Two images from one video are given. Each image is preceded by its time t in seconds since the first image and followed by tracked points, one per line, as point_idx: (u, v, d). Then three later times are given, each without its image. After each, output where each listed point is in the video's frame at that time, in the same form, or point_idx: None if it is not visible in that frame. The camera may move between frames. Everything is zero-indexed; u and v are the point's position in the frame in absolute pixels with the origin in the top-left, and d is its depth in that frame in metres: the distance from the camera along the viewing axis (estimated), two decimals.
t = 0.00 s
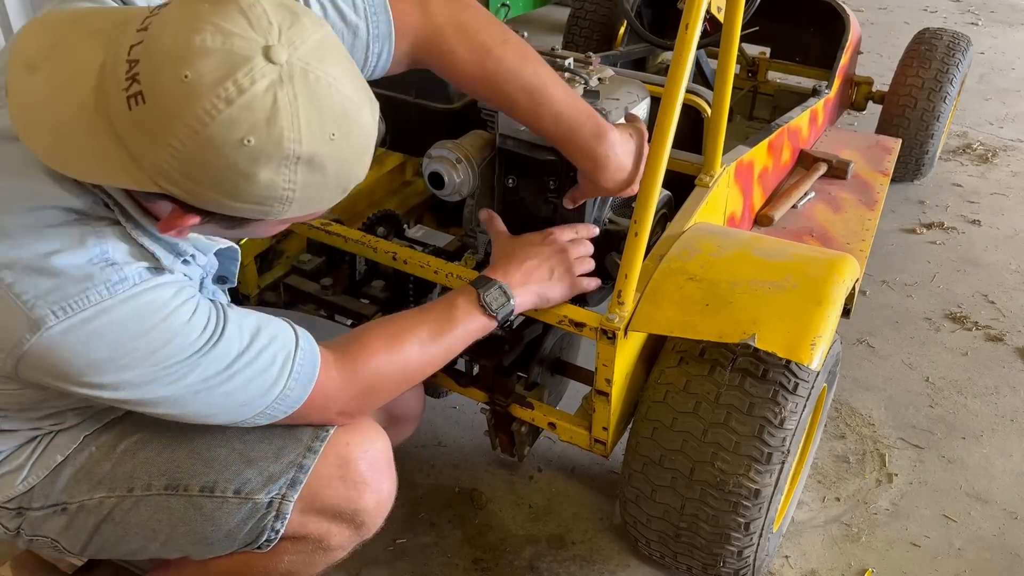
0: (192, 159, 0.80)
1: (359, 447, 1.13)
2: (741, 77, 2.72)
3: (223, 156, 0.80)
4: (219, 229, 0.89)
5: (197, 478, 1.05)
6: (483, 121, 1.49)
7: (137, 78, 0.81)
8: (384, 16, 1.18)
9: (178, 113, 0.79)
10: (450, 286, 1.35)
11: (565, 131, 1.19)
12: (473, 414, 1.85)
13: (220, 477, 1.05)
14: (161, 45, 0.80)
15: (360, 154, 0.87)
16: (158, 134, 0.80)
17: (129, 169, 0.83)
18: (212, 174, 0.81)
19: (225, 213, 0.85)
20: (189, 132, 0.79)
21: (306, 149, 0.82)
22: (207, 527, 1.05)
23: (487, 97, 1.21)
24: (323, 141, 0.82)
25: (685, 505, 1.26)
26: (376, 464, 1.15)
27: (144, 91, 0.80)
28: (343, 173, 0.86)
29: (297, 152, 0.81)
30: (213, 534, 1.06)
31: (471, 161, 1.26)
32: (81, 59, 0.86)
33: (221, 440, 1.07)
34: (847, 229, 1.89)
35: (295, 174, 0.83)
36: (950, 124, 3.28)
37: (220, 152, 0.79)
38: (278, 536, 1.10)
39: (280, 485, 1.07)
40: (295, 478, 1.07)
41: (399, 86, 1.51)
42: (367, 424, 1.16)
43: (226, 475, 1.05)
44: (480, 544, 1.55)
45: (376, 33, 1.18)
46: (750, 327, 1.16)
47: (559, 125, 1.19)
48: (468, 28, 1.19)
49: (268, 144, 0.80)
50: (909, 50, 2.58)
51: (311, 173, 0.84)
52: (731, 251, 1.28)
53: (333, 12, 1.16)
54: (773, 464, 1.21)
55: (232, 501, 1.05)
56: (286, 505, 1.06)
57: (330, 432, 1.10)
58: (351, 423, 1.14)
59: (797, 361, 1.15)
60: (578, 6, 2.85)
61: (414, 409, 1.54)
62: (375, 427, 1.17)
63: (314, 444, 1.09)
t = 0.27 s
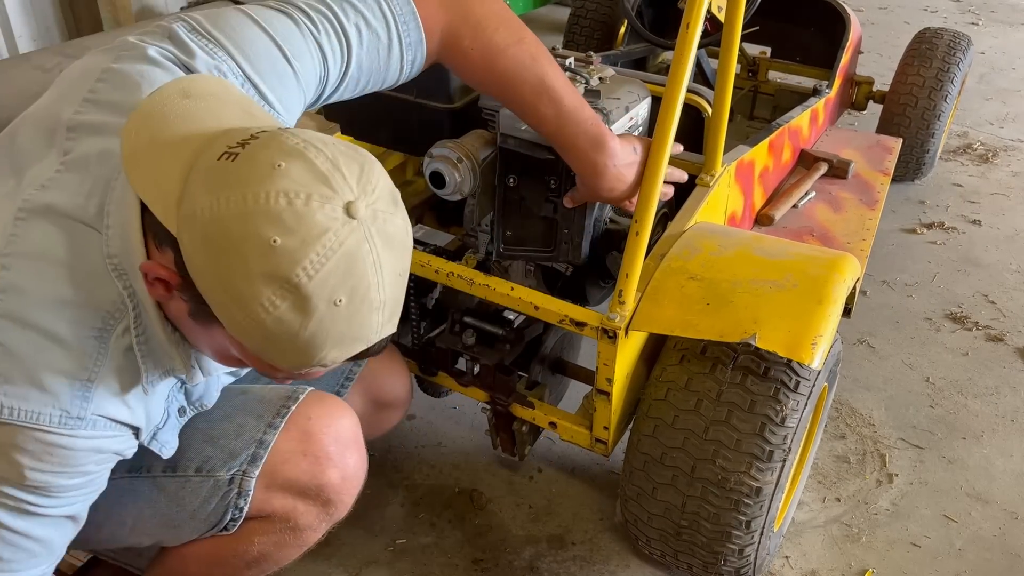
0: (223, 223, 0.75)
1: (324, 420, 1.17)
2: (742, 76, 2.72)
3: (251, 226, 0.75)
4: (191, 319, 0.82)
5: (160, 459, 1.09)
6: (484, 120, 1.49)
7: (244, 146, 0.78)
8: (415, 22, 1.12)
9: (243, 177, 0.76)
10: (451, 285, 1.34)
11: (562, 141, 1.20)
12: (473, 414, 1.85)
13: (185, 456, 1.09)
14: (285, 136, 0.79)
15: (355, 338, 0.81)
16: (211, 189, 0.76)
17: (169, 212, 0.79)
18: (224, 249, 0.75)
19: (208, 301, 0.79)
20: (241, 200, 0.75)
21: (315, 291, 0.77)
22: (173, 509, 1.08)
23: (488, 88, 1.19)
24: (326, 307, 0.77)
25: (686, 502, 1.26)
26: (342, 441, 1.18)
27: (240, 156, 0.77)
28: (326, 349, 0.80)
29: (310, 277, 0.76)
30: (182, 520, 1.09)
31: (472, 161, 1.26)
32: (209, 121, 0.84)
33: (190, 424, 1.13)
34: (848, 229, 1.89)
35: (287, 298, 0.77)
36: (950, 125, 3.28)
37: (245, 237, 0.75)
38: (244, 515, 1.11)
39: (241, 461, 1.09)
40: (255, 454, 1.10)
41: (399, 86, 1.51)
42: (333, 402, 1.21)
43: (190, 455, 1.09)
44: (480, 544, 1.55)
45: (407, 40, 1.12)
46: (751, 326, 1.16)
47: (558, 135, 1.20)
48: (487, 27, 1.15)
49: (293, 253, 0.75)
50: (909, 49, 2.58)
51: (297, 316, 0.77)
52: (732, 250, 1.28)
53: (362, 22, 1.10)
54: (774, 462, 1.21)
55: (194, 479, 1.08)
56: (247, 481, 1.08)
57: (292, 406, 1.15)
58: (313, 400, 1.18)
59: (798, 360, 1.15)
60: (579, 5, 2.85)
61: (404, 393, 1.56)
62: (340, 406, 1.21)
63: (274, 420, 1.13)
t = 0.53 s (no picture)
0: (263, 239, 0.75)
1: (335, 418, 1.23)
2: (742, 76, 2.72)
3: (292, 241, 0.75)
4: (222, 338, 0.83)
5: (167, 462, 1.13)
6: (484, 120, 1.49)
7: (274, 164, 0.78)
8: (417, 28, 1.12)
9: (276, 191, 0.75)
10: (451, 285, 1.34)
11: (566, 139, 1.19)
12: (472, 414, 1.84)
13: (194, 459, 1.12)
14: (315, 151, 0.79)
15: (391, 349, 0.81)
16: (246, 208, 0.76)
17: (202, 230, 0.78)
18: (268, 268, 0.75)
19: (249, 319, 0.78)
20: (278, 219, 0.75)
21: (356, 305, 0.77)
22: (178, 510, 1.12)
23: (490, 93, 1.19)
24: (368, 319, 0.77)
25: (686, 503, 1.26)
26: (347, 437, 1.23)
27: (271, 174, 0.77)
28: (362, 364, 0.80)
29: (352, 291, 0.76)
30: (186, 519, 1.12)
31: (471, 161, 1.26)
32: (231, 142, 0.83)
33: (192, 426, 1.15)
34: (848, 229, 1.89)
35: (328, 316, 0.77)
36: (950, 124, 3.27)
37: (283, 255, 0.75)
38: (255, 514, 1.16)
39: (247, 460, 1.13)
40: (261, 453, 1.14)
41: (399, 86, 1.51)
42: (339, 400, 1.26)
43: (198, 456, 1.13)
44: (480, 544, 1.54)
45: (410, 46, 1.12)
46: (751, 327, 1.16)
47: (564, 133, 1.19)
48: (487, 30, 1.16)
49: (336, 270, 0.75)
50: (911, 49, 2.58)
51: (337, 328, 0.77)
52: (732, 250, 1.28)
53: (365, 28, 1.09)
54: (774, 463, 1.20)
55: (202, 480, 1.11)
56: (254, 480, 1.12)
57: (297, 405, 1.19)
58: (320, 400, 1.24)
59: (798, 361, 1.15)
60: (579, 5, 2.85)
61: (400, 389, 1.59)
62: (345, 401, 1.26)
63: (280, 417, 1.16)
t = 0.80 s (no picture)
0: (275, 70, 0.78)
1: (381, 470, 1.13)
2: (742, 76, 2.72)
3: (298, 61, 0.78)
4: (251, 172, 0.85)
5: (221, 505, 1.04)
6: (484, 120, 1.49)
7: (197, 10, 0.79)
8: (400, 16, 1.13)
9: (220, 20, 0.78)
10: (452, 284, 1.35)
11: (561, 131, 1.20)
12: (472, 414, 1.85)
13: (244, 503, 1.05)
14: None
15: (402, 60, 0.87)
16: (230, 64, 0.78)
17: (215, 111, 0.81)
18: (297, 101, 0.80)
19: (300, 128, 0.83)
20: (265, 42, 0.77)
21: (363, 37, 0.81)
22: (231, 553, 1.05)
23: (483, 90, 1.24)
24: (378, 18, 0.82)
25: (686, 502, 1.26)
26: (398, 483, 1.16)
27: (213, 21, 0.78)
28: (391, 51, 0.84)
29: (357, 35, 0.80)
30: (236, 560, 1.06)
31: (472, 161, 1.26)
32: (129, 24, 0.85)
33: (244, 465, 1.05)
34: (847, 229, 1.89)
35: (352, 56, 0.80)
36: (950, 124, 3.28)
37: (244, 42, 0.78)
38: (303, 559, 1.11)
39: (306, 511, 1.06)
40: (321, 503, 1.07)
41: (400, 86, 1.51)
42: (381, 440, 1.16)
43: (251, 502, 1.05)
44: (480, 544, 1.55)
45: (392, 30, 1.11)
46: (751, 326, 1.16)
47: (558, 127, 1.20)
48: (475, 28, 1.23)
49: (335, 44, 0.79)
50: (910, 48, 2.59)
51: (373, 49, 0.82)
52: (732, 250, 1.28)
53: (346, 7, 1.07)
54: (773, 462, 1.21)
55: (257, 528, 1.05)
56: (312, 530, 1.06)
57: (354, 452, 1.10)
58: (370, 445, 1.14)
59: (798, 360, 1.15)
60: (579, 5, 2.85)
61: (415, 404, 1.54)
62: (392, 445, 1.17)
63: (338, 467, 1.08)
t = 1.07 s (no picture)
0: (261, 89, 0.79)
1: (371, 469, 1.12)
2: (742, 76, 2.72)
3: (284, 79, 0.79)
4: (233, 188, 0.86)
5: (211, 499, 1.04)
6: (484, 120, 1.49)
7: (182, 28, 0.79)
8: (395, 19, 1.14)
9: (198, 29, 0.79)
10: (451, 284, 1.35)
11: (561, 130, 1.20)
12: (472, 414, 1.85)
13: (235, 498, 1.04)
14: None
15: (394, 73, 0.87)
16: (214, 80, 0.79)
17: (200, 125, 0.81)
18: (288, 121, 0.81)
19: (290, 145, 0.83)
20: (249, 61, 0.78)
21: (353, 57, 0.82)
22: (221, 548, 1.05)
23: (483, 95, 1.24)
24: (366, 34, 0.82)
25: (686, 501, 1.27)
26: (389, 483, 1.15)
27: (197, 38, 0.78)
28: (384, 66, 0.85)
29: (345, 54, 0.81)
30: (226, 555, 1.06)
31: (472, 161, 1.26)
32: (116, 38, 0.85)
33: (236, 460, 1.05)
34: (847, 229, 1.89)
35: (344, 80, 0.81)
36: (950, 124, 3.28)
37: (226, 56, 0.78)
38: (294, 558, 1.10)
39: (295, 506, 1.05)
40: (310, 500, 1.06)
41: (400, 86, 1.51)
42: (375, 441, 1.15)
43: (241, 496, 1.04)
44: (480, 544, 1.55)
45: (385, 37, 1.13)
46: (751, 326, 1.16)
47: (559, 127, 1.20)
48: (474, 28, 1.23)
49: (324, 64, 0.80)
50: (911, 48, 2.59)
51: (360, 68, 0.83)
52: (732, 250, 1.28)
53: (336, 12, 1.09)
54: (774, 461, 1.21)
55: (246, 523, 1.04)
56: (301, 526, 1.05)
57: (345, 450, 1.09)
58: (363, 443, 1.13)
59: (798, 360, 1.15)
60: (579, 5, 2.85)
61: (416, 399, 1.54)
62: (384, 445, 1.16)
63: (328, 464, 1.08)
